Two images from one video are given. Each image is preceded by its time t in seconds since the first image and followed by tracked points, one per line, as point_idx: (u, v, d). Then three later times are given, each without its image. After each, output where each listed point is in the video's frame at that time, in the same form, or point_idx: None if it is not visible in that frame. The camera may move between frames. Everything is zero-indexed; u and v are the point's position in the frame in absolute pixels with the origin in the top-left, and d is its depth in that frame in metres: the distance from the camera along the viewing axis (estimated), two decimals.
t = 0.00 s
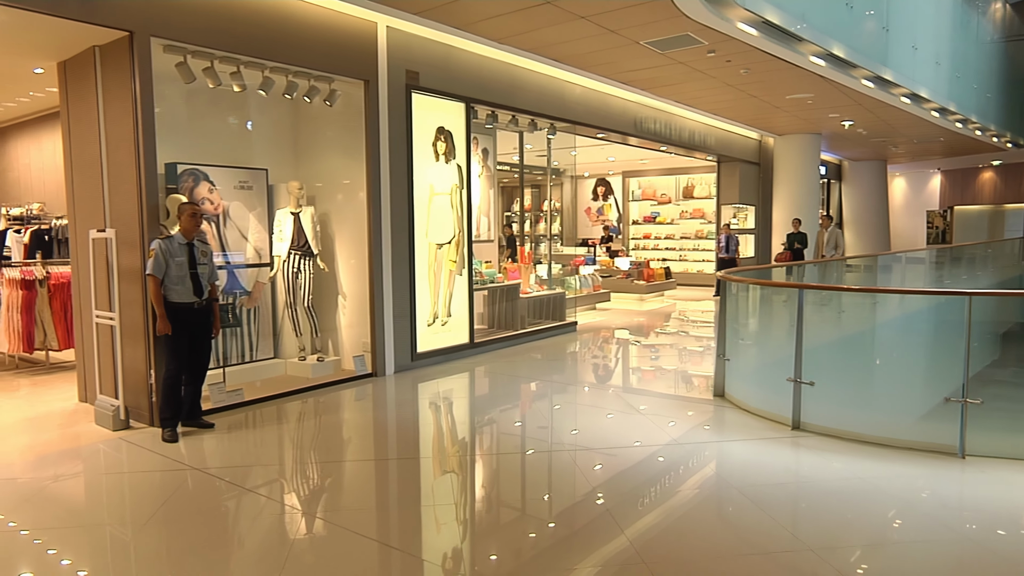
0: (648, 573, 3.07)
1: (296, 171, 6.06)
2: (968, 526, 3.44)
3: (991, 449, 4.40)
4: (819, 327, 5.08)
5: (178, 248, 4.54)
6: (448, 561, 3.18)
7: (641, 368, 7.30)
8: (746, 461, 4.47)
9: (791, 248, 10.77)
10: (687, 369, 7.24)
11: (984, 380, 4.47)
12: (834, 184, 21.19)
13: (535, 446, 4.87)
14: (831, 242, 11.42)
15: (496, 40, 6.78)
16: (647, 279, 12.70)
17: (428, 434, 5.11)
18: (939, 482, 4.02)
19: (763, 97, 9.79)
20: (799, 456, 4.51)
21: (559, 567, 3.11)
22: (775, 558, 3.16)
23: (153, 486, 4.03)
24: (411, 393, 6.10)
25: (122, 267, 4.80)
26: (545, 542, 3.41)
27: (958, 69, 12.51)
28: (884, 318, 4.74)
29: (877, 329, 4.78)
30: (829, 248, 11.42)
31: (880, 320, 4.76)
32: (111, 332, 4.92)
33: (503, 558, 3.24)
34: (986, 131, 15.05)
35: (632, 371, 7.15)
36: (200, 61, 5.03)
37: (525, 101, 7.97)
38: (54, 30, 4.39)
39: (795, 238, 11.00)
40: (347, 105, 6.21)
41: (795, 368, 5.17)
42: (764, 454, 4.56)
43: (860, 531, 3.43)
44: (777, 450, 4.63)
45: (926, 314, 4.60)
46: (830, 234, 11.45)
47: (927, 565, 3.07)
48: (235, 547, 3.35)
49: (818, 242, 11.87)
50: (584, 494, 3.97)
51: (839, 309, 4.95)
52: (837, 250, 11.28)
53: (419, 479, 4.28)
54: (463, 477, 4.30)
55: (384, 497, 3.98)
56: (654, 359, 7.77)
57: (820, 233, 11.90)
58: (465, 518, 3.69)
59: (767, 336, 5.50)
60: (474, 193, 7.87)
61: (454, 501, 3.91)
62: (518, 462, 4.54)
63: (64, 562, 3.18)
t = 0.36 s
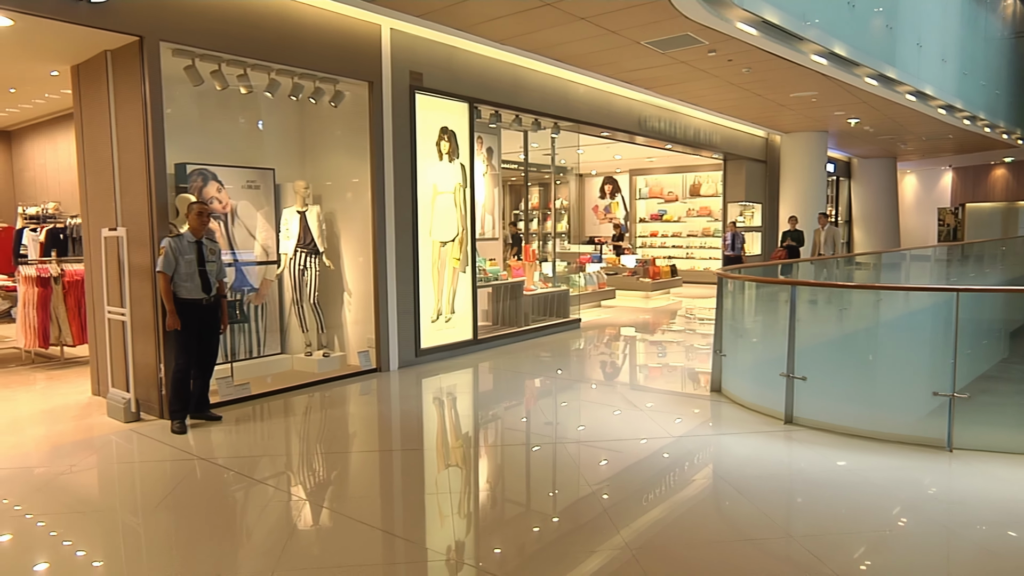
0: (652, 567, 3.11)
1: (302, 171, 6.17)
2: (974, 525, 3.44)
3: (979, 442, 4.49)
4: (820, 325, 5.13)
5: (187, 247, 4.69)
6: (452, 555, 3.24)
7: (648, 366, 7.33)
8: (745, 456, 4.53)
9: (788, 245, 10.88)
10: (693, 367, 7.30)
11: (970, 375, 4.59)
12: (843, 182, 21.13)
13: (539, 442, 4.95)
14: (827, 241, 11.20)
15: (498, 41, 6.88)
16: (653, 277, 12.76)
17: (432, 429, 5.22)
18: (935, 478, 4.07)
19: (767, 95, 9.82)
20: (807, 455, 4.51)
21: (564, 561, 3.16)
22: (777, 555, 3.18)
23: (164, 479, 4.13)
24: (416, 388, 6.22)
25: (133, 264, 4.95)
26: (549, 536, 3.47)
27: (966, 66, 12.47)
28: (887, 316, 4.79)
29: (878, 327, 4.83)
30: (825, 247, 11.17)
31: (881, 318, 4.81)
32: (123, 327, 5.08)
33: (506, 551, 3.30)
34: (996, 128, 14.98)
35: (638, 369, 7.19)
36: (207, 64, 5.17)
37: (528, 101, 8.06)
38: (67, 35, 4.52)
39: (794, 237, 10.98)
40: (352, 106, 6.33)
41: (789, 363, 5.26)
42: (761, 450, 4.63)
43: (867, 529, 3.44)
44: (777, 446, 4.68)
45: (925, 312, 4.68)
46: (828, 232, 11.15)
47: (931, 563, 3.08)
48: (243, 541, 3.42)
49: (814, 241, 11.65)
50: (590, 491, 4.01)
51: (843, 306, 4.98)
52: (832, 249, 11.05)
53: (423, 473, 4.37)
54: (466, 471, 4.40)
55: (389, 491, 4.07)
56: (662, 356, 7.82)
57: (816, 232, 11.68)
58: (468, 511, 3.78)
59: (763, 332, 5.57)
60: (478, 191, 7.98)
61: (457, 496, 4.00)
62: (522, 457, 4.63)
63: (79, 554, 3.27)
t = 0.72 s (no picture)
0: (657, 567, 3.12)
1: (309, 174, 6.33)
2: (984, 528, 3.43)
3: (968, 441, 4.56)
4: (821, 326, 5.16)
5: (197, 248, 4.84)
6: (455, 553, 3.29)
7: (656, 367, 7.42)
8: (742, 456, 4.59)
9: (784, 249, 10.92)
10: (701, 368, 7.37)
11: (957, 375, 4.67)
12: (852, 184, 21.08)
13: (545, 442, 5.01)
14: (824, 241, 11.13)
15: (502, 47, 7.00)
16: (659, 278, 12.82)
17: (436, 427, 5.33)
18: (929, 476, 4.13)
19: (771, 98, 9.88)
20: (813, 457, 4.51)
21: (568, 561, 3.18)
22: (779, 555, 3.21)
23: (174, 475, 4.26)
24: (421, 387, 6.35)
25: (145, 265, 5.11)
26: (553, 534, 3.52)
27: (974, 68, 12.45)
28: (892, 317, 4.81)
29: (879, 329, 4.86)
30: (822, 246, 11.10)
31: (885, 319, 4.83)
32: (135, 326, 5.25)
33: (510, 551, 3.34)
34: (1005, 130, 14.93)
35: (646, 370, 7.25)
36: (217, 71, 5.34)
37: (532, 105, 8.18)
38: (82, 44, 4.69)
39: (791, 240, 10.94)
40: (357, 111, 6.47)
41: (782, 363, 5.34)
42: (756, 448, 4.71)
43: (874, 530, 3.44)
44: (781, 448, 4.70)
45: (924, 314, 4.72)
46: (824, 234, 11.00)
47: (938, 563, 3.08)
48: (249, 542, 3.46)
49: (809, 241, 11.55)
50: (594, 491, 4.05)
51: (846, 308, 5.01)
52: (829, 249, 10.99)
53: (428, 471, 4.46)
54: (471, 469, 4.49)
55: (393, 489, 4.15)
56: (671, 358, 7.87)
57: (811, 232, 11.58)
58: (472, 509, 3.86)
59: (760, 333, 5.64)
60: (483, 194, 8.11)
61: (461, 493, 4.08)
62: (527, 457, 4.70)
63: (94, 549, 3.36)
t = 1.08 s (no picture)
0: (667, 566, 3.16)
1: (322, 176, 6.50)
2: (1001, 533, 3.40)
3: (966, 440, 4.60)
4: (830, 327, 5.16)
5: (212, 248, 4.98)
6: (464, 548, 3.36)
7: (669, 367, 7.47)
8: (747, 455, 4.64)
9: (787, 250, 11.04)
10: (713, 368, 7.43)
11: (956, 374, 4.71)
12: (870, 184, 20.90)
13: (556, 440, 5.07)
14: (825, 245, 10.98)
15: (511, 50, 7.11)
16: (671, 279, 12.85)
17: (445, 425, 5.44)
18: (929, 476, 4.17)
19: (783, 99, 9.88)
20: (829, 461, 4.46)
21: (577, 559, 3.23)
22: (785, 555, 3.23)
23: (190, 468, 4.40)
24: (430, 384, 6.48)
25: (162, 264, 5.29)
26: (563, 533, 3.56)
27: (991, 67, 12.33)
28: (903, 317, 4.81)
29: (885, 330, 4.88)
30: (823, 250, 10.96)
31: (895, 320, 4.83)
32: (153, 322, 5.45)
33: (519, 548, 3.40)
34: None
35: (659, 370, 7.31)
36: (233, 76, 5.49)
37: (543, 107, 8.27)
38: (104, 51, 4.87)
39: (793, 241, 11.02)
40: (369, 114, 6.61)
41: (782, 362, 5.42)
42: (756, 447, 4.77)
43: (888, 533, 3.43)
44: (792, 450, 4.70)
45: (933, 317, 4.71)
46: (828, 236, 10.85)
47: (950, 565, 3.08)
48: (262, 540, 3.51)
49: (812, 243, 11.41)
50: (604, 490, 4.10)
51: (856, 309, 5.01)
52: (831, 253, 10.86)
53: (438, 467, 4.55)
54: (479, 466, 4.57)
55: (403, 485, 4.24)
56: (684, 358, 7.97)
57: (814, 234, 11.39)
58: (481, 505, 3.94)
59: (762, 333, 5.69)
60: (494, 195, 8.24)
61: (471, 490, 4.16)
62: (539, 454, 4.77)
63: (116, 540, 3.48)
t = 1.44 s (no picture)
0: (674, 565, 3.18)
1: (334, 176, 6.60)
2: (1017, 535, 3.37)
3: (962, 438, 4.69)
4: (839, 327, 5.19)
5: (226, 247, 5.14)
6: (473, 543, 3.44)
7: (681, 366, 7.49)
8: (750, 453, 4.69)
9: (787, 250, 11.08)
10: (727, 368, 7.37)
11: (951, 372, 4.79)
12: (886, 184, 20.73)
13: (566, 438, 5.13)
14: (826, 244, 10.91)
15: (519, 52, 7.21)
16: (682, 278, 12.89)
17: (454, 421, 5.55)
18: (929, 474, 4.21)
19: (794, 99, 9.89)
20: (841, 462, 4.44)
21: (586, 555, 3.28)
22: (789, 552, 3.27)
23: (205, 460, 4.56)
24: (439, 381, 6.60)
25: (178, 262, 5.47)
26: (571, 531, 3.60)
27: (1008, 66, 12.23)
28: (912, 317, 4.85)
29: (889, 330, 4.94)
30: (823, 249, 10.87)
31: (904, 319, 4.88)
32: (169, 318, 5.63)
33: (528, 543, 3.46)
34: None
35: (671, 370, 7.32)
36: (247, 80, 5.65)
37: (552, 107, 8.36)
38: (123, 56, 5.05)
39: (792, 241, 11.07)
40: (379, 116, 6.74)
41: (782, 359, 5.50)
42: (756, 444, 4.84)
43: (898, 533, 3.44)
44: (812, 452, 4.66)
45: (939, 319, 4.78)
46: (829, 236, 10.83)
47: (961, 566, 3.08)
48: (273, 537, 3.57)
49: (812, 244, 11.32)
50: (614, 487, 4.16)
51: (865, 308, 5.06)
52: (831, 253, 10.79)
53: (447, 462, 4.65)
54: (487, 462, 4.66)
55: (413, 479, 4.34)
56: (695, 359, 7.90)
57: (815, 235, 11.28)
58: (490, 500, 4.02)
59: (764, 332, 5.75)
60: (504, 194, 8.36)
61: (479, 485, 4.25)
62: (548, 451, 4.84)
63: (135, 533, 3.58)
